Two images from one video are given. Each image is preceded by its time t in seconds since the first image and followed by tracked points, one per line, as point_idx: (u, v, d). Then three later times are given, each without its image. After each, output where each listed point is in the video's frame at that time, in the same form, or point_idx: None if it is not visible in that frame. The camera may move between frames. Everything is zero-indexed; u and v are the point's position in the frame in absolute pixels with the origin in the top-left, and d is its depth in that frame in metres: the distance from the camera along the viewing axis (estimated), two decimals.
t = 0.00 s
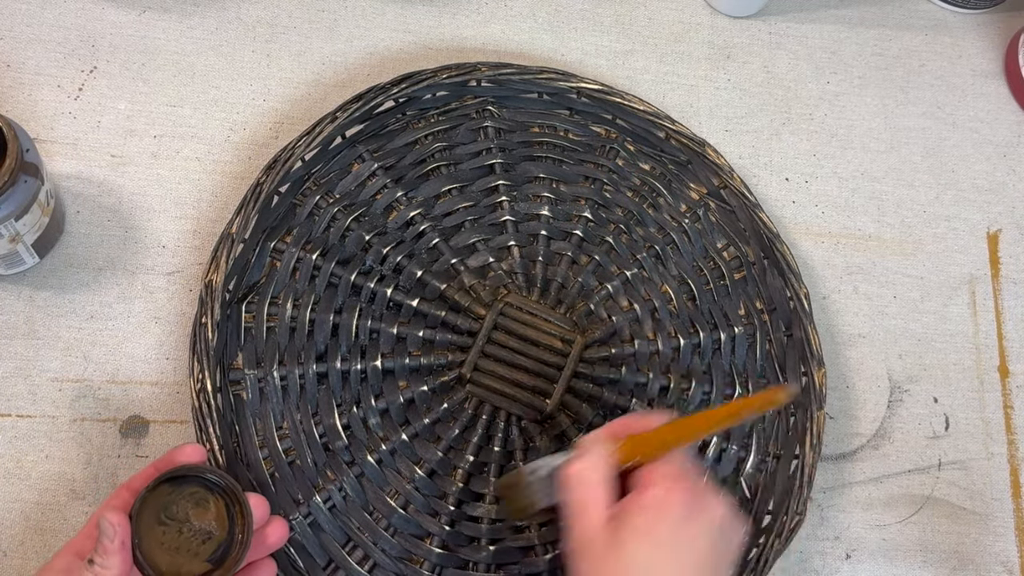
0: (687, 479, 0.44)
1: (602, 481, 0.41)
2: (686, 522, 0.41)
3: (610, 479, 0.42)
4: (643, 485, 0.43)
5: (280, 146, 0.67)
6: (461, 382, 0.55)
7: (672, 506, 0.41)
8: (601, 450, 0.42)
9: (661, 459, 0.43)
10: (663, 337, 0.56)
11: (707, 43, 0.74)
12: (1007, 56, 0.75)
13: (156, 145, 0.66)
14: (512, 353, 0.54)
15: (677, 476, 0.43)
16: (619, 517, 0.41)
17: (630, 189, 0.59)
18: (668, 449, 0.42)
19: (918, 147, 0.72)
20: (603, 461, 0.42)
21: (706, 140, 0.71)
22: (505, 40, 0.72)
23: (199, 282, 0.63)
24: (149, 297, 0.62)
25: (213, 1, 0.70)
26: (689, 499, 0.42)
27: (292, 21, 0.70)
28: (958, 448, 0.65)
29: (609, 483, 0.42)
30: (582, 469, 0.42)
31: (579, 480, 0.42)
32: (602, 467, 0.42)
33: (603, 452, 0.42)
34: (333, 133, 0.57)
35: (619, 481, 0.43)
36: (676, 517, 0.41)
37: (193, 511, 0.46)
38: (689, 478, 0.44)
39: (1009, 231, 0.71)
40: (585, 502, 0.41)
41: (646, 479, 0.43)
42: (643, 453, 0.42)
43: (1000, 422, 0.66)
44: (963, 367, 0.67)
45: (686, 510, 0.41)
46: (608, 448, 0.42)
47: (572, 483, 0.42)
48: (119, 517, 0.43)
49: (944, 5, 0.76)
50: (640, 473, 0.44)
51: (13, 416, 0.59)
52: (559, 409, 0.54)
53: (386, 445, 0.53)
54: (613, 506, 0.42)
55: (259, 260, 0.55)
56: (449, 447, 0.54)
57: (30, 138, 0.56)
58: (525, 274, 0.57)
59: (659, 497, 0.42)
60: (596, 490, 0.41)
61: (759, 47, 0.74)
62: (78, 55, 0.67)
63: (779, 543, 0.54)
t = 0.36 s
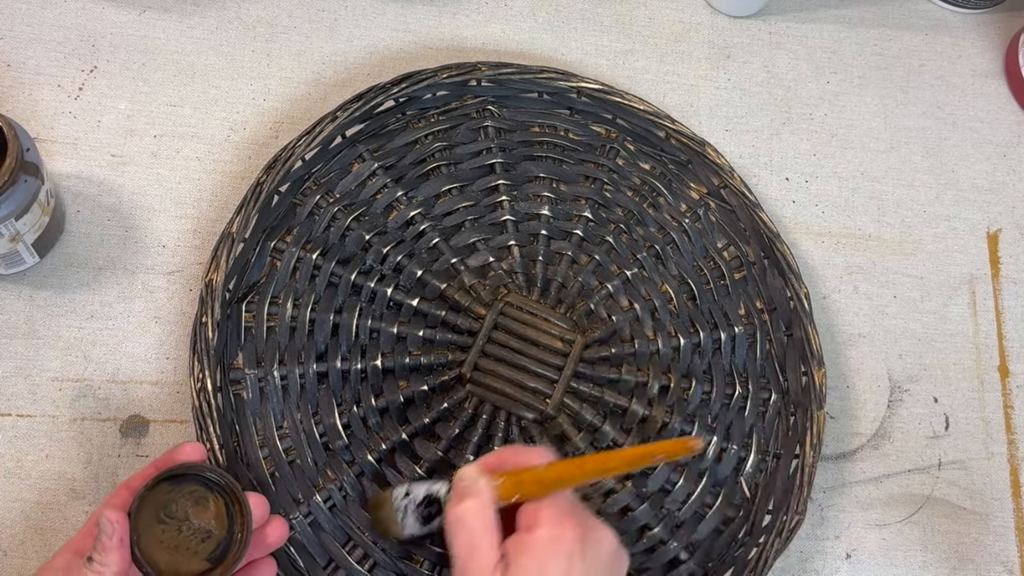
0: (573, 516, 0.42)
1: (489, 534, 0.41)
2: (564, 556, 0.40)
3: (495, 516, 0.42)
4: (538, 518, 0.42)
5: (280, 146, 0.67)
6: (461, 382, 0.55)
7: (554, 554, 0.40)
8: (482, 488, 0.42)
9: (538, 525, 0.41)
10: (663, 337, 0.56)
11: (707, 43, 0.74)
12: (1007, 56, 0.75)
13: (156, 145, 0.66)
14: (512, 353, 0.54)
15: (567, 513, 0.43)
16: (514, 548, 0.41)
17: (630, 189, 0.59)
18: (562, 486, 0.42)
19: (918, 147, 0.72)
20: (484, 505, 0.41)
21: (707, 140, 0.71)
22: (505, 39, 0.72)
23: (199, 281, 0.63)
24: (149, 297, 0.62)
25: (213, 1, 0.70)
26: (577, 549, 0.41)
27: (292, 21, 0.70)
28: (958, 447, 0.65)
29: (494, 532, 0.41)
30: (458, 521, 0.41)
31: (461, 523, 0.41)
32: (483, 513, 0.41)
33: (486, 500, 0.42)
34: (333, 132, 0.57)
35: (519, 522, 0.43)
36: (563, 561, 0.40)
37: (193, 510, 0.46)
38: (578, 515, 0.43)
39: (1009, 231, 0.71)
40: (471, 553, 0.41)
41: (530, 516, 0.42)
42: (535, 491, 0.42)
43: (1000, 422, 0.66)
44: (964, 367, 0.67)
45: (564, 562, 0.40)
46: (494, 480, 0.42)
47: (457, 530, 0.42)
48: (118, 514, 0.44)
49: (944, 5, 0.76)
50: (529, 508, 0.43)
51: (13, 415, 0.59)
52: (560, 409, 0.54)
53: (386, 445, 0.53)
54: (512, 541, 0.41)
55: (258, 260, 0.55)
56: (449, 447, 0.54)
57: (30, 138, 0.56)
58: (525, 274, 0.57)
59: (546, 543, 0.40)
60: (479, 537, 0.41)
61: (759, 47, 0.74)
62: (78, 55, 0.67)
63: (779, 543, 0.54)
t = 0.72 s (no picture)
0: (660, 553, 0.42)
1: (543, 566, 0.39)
2: None
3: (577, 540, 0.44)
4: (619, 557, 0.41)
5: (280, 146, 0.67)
6: (461, 382, 0.55)
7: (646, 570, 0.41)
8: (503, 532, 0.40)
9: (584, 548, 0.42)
10: (663, 337, 0.56)
11: (707, 43, 0.74)
12: (1007, 56, 0.75)
13: (156, 145, 0.66)
14: (512, 353, 0.54)
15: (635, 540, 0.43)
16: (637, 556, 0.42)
17: (630, 189, 0.59)
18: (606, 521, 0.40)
19: (918, 147, 0.72)
20: (574, 529, 0.45)
21: (707, 140, 0.71)
22: (505, 39, 0.72)
23: (199, 281, 0.63)
24: (149, 297, 0.62)
25: (213, 1, 0.70)
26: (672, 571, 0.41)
27: (292, 21, 0.70)
28: (958, 448, 0.65)
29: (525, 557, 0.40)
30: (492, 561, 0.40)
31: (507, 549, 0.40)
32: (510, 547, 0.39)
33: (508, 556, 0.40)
34: (333, 133, 0.57)
35: (599, 548, 0.42)
36: None
37: (191, 510, 0.46)
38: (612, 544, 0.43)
39: (1009, 231, 0.71)
40: None
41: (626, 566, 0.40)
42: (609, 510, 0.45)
43: (1000, 422, 0.66)
44: (963, 367, 0.67)
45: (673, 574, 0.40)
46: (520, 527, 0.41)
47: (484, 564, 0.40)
48: (116, 514, 0.43)
49: (944, 5, 0.76)
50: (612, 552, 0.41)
51: (13, 415, 0.59)
52: (560, 409, 0.54)
53: (386, 445, 0.53)
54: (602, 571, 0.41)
55: (259, 260, 0.55)
56: (449, 447, 0.54)
57: (30, 138, 0.56)
58: (525, 274, 0.57)
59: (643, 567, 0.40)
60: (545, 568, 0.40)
61: (759, 47, 0.74)
62: (78, 55, 0.67)
63: (779, 544, 0.53)
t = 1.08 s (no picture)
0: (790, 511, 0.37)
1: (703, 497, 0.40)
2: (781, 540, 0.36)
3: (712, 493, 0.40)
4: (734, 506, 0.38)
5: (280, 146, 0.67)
6: (461, 382, 0.55)
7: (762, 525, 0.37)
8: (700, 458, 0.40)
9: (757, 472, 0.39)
10: (663, 337, 0.56)
11: (707, 43, 0.74)
12: (1007, 56, 0.75)
13: (156, 145, 0.66)
14: (512, 353, 0.54)
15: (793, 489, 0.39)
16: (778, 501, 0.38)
17: (631, 189, 0.59)
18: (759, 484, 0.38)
19: (918, 147, 0.72)
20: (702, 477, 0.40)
21: (707, 140, 0.71)
22: (505, 39, 0.72)
23: (199, 282, 0.63)
24: (149, 297, 0.62)
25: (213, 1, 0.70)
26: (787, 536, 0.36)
27: (292, 21, 0.70)
28: (958, 447, 0.65)
29: (710, 500, 0.40)
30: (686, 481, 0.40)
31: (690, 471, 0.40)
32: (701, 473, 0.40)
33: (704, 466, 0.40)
34: (334, 132, 0.57)
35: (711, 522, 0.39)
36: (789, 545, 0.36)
37: (192, 510, 0.46)
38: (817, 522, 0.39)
39: (1010, 231, 0.71)
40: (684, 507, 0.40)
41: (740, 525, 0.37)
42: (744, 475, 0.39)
43: (1000, 422, 0.66)
44: (963, 367, 0.67)
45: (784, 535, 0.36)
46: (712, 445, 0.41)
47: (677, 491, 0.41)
48: (116, 514, 0.43)
49: (944, 5, 0.76)
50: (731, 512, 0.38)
51: (13, 415, 0.59)
52: (560, 409, 0.55)
53: (386, 445, 0.53)
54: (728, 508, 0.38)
55: (259, 260, 0.55)
56: (449, 447, 0.54)
57: (30, 138, 0.56)
58: (525, 274, 0.57)
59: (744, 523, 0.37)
60: (695, 506, 0.39)
61: (759, 47, 0.74)
62: (78, 55, 0.67)
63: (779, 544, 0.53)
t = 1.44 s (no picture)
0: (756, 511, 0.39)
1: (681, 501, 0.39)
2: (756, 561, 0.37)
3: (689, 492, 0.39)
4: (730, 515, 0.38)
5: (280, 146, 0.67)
6: (461, 382, 0.55)
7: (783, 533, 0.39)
8: (678, 464, 0.38)
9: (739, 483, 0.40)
10: (663, 337, 0.56)
11: (707, 43, 0.74)
12: (1007, 57, 0.75)
13: (156, 146, 0.66)
14: (512, 353, 0.54)
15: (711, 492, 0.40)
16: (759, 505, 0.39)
17: (631, 189, 0.59)
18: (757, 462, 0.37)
19: (918, 147, 0.72)
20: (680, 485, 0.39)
21: (707, 140, 0.71)
22: (505, 39, 0.72)
23: (199, 282, 0.63)
24: (149, 297, 0.62)
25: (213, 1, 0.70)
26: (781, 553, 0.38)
27: (292, 21, 0.70)
28: (958, 448, 0.65)
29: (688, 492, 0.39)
30: (662, 483, 0.39)
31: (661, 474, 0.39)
32: (678, 484, 0.38)
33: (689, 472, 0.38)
34: (334, 133, 0.57)
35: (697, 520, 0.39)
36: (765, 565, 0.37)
37: (191, 511, 0.46)
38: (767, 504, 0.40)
39: (1009, 231, 0.71)
40: (659, 514, 0.39)
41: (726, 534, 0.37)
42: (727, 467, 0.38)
43: (1000, 422, 0.66)
44: (963, 368, 0.67)
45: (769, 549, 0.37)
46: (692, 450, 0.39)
47: (653, 492, 0.39)
48: (115, 515, 0.43)
49: (944, 5, 0.76)
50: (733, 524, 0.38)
51: (13, 416, 0.59)
52: (560, 409, 0.55)
53: (386, 445, 0.53)
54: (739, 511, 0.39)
55: (259, 260, 0.55)
56: (449, 447, 0.54)
57: (30, 138, 0.56)
58: (525, 274, 0.57)
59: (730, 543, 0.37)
60: (675, 511, 0.39)
61: (759, 47, 0.74)
62: (78, 55, 0.67)
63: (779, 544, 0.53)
